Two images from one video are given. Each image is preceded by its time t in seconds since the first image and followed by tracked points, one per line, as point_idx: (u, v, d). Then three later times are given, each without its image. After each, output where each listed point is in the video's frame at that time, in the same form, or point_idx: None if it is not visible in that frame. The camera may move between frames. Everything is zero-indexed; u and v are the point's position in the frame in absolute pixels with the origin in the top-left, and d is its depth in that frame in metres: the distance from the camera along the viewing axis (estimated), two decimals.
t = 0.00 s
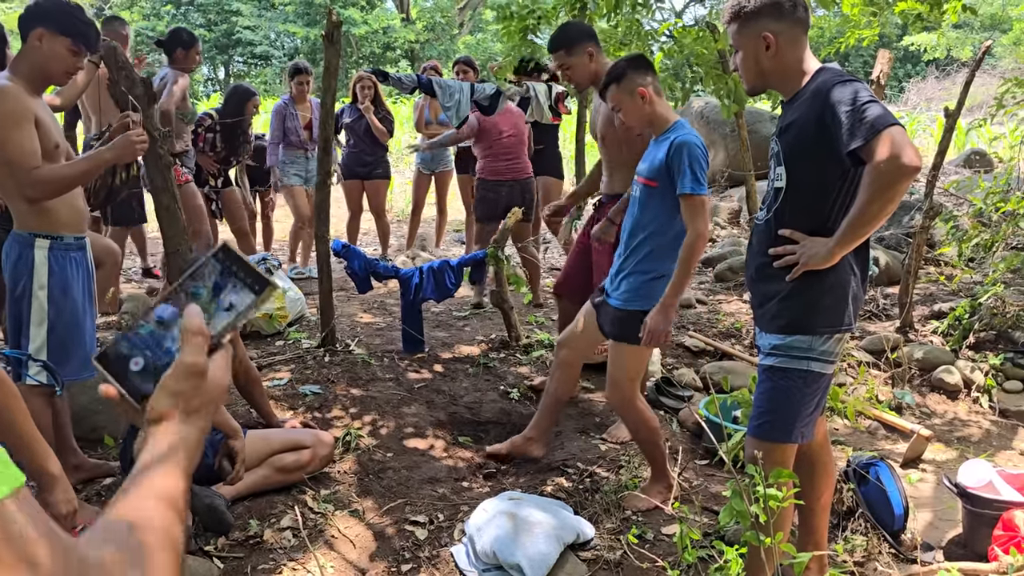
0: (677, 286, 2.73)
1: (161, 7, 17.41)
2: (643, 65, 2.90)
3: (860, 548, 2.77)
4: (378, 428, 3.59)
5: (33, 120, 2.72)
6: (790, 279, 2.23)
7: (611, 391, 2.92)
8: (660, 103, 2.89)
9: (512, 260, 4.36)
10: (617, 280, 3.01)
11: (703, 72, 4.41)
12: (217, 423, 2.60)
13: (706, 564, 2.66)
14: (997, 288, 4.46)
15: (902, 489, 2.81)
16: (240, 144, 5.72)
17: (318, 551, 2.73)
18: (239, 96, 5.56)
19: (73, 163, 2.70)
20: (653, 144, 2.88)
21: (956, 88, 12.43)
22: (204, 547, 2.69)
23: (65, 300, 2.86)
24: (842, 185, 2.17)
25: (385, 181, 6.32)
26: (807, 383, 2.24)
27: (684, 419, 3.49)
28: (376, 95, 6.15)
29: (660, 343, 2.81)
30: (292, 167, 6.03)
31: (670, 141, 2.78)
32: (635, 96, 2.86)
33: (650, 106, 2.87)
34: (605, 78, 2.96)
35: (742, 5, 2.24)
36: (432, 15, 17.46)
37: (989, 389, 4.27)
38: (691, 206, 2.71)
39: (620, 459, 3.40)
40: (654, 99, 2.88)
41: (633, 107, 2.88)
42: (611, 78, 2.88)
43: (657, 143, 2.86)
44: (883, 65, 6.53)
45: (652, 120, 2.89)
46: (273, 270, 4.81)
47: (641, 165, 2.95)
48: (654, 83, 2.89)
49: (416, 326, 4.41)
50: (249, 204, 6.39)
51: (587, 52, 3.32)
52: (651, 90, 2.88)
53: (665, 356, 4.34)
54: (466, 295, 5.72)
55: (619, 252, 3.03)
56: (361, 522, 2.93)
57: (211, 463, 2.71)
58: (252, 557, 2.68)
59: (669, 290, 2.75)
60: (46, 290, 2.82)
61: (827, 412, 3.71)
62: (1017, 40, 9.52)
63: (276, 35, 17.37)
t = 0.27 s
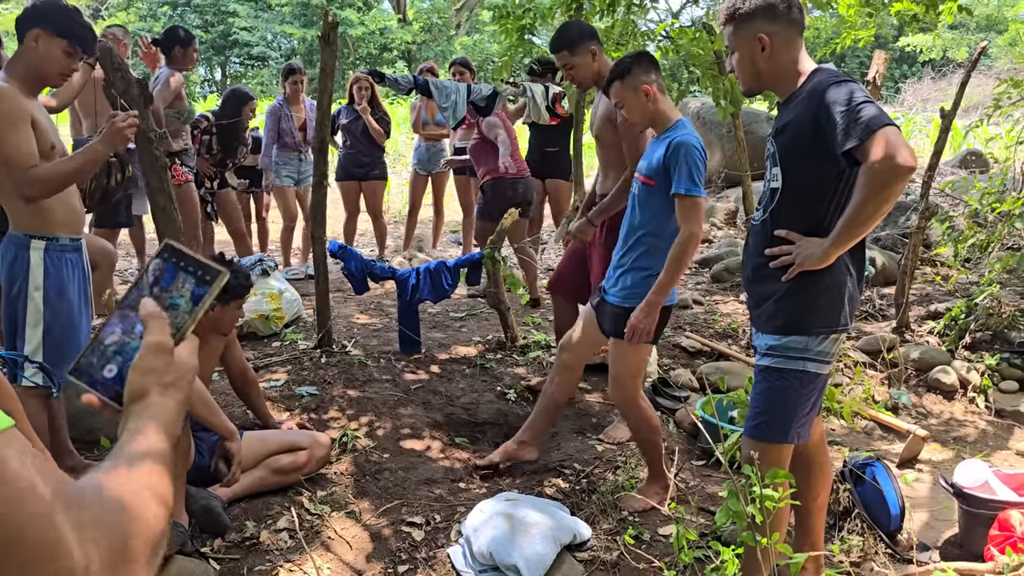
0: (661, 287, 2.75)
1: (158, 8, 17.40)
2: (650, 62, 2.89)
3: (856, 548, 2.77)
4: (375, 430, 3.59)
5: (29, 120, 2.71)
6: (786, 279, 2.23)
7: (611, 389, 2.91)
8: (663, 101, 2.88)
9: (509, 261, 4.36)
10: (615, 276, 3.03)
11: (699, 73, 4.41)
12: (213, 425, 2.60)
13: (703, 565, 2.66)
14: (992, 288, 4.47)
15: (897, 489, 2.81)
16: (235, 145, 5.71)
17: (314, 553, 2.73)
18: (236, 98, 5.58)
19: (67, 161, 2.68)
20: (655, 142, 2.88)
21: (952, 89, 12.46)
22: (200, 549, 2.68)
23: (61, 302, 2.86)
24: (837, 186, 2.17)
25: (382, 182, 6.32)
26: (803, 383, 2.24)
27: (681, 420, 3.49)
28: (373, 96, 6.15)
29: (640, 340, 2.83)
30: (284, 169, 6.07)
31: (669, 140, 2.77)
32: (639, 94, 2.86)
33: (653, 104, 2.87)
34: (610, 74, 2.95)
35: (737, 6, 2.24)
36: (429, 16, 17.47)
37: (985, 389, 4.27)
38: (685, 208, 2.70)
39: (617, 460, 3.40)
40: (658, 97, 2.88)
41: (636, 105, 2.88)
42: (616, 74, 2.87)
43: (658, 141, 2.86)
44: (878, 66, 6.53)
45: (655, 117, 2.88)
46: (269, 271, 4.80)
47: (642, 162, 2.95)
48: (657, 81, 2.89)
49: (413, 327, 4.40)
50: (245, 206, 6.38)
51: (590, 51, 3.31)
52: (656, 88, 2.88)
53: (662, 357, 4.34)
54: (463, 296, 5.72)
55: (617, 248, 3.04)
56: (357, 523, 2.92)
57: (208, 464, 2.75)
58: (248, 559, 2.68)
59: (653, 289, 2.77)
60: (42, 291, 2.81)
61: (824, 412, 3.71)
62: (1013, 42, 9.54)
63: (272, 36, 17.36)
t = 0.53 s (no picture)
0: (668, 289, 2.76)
1: (158, 9, 17.42)
2: (656, 60, 2.89)
3: (856, 547, 2.77)
4: (375, 430, 3.59)
5: (30, 119, 2.72)
6: (786, 279, 2.24)
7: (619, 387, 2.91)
8: (666, 100, 2.89)
9: (509, 261, 4.36)
10: (615, 275, 3.02)
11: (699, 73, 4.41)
12: (214, 426, 2.61)
13: (703, 564, 2.67)
14: (992, 288, 4.47)
15: (897, 489, 2.81)
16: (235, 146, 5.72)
17: (315, 553, 2.74)
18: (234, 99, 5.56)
19: (68, 159, 2.67)
20: (658, 141, 2.89)
21: (952, 88, 12.46)
22: (201, 549, 2.68)
23: (61, 302, 2.87)
24: (836, 185, 2.18)
25: (382, 182, 6.32)
26: (803, 383, 2.25)
27: (681, 420, 3.50)
28: (373, 96, 6.15)
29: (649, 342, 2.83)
30: (289, 168, 6.11)
31: (674, 140, 2.79)
32: (643, 91, 2.87)
33: (657, 102, 2.88)
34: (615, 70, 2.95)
35: (736, 7, 2.24)
36: (429, 16, 17.47)
37: (985, 389, 4.27)
38: (691, 207, 2.71)
39: (618, 459, 3.40)
40: (662, 96, 2.89)
41: (640, 101, 2.89)
42: (621, 69, 2.88)
43: (661, 140, 2.87)
44: (878, 66, 6.53)
45: (659, 116, 2.89)
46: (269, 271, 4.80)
47: (643, 161, 2.96)
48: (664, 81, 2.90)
49: (413, 327, 4.41)
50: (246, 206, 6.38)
51: (593, 50, 3.32)
52: (660, 86, 2.89)
53: (662, 356, 4.35)
54: (464, 296, 5.72)
55: (616, 246, 3.04)
56: (358, 523, 2.93)
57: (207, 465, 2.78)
58: (249, 559, 2.68)
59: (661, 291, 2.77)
60: (42, 292, 2.82)
61: (824, 412, 3.71)
62: (1012, 41, 9.54)
63: (273, 36, 17.36)
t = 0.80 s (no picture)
0: (679, 287, 2.77)
1: (161, 10, 17.47)
2: (656, 57, 2.89)
3: (857, 546, 2.78)
4: (378, 430, 3.61)
5: (34, 119, 2.73)
6: (786, 279, 2.25)
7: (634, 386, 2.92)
8: (667, 98, 2.91)
9: (511, 261, 4.37)
10: (627, 274, 3.04)
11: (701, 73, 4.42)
12: (217, 426, 2.64)
13: (705, 564, 2.68)
14: (994, 287, 4.48)
15: (899, 488, 2.82)
16: (237, 147, 5.74)
17: (319, 553, 2.75)
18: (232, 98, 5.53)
19: (71, 158, 2.68)
20: (661, 139, 2.90)
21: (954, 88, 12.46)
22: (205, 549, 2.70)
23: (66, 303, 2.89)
24: (836, 185, 2.19)
25: (384, 183, 6.34)
26: (803, 383, 2.26)
27: (683, 419, 3.51)
28: (376, 97, 6.17)
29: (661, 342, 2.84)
30: (297, 168, 6.10)
31: (678, 137, 2.80)
32: (644, 89, 2.88)
33: (658, 99, 2.89)
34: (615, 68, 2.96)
35: (736, 8, 2.25)
36: (431, 17, 17.50)
37: (986, 388, 4.28)
38: (696, 205, 2.73)
39: (620, 459, 3.41)
40: (662, 92, 2.90)
41: (641, 99, 2.90)
42: (620, 68, 2.89)
43: (665, 138, 2.88)
44: (880, 66, 6.53)
45: (660, 113, 2.91)
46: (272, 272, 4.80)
47: (647, 160, 2.97)
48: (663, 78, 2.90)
49: (416, 328, 4.42)
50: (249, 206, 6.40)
51: (605, 49, 3.33)
52: (661, 84, 2.90)
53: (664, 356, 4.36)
54: (466, 296, 5.74)
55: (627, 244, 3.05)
56: (361, 523, 2.94)
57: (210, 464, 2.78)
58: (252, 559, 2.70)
59: (670, 290, 2.79)
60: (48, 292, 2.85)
61: (826, 412, 3.72)
62: (1014, 41, 9.53)
63: (275, 37, 17.38)
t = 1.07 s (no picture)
0: (693, 278, 2.77)
1: (164, 11, 17.52)
2: (651, 51, 2.89)
3: (860, 547, 2.78)
4: (381, 431, 3.61)
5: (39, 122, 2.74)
6: (788, 280, 2.26)
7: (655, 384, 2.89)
8: (666, 92, 2.91)
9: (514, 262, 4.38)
10: (639, 273, 3.02)
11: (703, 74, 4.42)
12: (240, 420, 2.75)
13: (708, 564, 2.68)
14: (997, 288, 4.48)
15: (902, 489, 2.82)
16: (240, 148, 5.75)
17: (321, 554, 2.76)
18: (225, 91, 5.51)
19: (81, 161, 2.72)
20: (664, 135, 2.90)
21: (957, 89, 12.45)
22: (208, 550, 2.71)
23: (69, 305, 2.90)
24: (838, 185, 2.19)
25: (387, 184, 6.34)
26: (805, 383, 2.26)
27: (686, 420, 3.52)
28: (379, 98, 6.17)
29: (673, 332, 2.84)
30: (300, 167, 6.11)
31: (682, 133, 2.80)
32: (642, 84, 2.88)
33: (656, 94, 2.89)
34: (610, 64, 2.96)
35: (738, 8, 2.26)
36: (434, 17, 17.53)
37: (989, 389, 4.27)
38: (708, 198, 2.74)
39: (623, 460, 3.41)
40: (660, 87, 2.90)
41: (638, 95, 2.90)
42: (618, 63, 2.88)
43: (667, 134, 2.88)
44: (883, 66, 6.53)
45: (661, 109, 2.91)
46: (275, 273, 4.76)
47: (648, 157, 2.97)
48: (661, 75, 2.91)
49: (419, 328, 4.43)
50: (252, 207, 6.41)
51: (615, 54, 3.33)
52: (658, 79, 2.90)
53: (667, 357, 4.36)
54: (469, 297, 5.74)
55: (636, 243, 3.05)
56: (364, 524, 2.95)
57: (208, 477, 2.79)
58: (255, 560, 2.71)
59: (684, 282, 2.79)
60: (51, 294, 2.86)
61: (828, 412, 3.72)
62: (1017, 41, 9.52)
63: (278, 37, 17.41)
